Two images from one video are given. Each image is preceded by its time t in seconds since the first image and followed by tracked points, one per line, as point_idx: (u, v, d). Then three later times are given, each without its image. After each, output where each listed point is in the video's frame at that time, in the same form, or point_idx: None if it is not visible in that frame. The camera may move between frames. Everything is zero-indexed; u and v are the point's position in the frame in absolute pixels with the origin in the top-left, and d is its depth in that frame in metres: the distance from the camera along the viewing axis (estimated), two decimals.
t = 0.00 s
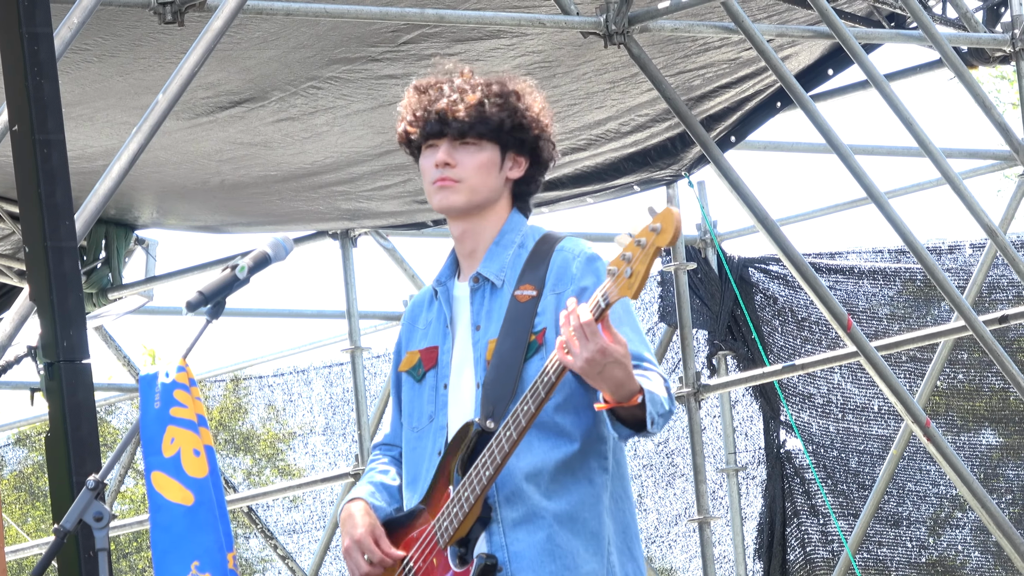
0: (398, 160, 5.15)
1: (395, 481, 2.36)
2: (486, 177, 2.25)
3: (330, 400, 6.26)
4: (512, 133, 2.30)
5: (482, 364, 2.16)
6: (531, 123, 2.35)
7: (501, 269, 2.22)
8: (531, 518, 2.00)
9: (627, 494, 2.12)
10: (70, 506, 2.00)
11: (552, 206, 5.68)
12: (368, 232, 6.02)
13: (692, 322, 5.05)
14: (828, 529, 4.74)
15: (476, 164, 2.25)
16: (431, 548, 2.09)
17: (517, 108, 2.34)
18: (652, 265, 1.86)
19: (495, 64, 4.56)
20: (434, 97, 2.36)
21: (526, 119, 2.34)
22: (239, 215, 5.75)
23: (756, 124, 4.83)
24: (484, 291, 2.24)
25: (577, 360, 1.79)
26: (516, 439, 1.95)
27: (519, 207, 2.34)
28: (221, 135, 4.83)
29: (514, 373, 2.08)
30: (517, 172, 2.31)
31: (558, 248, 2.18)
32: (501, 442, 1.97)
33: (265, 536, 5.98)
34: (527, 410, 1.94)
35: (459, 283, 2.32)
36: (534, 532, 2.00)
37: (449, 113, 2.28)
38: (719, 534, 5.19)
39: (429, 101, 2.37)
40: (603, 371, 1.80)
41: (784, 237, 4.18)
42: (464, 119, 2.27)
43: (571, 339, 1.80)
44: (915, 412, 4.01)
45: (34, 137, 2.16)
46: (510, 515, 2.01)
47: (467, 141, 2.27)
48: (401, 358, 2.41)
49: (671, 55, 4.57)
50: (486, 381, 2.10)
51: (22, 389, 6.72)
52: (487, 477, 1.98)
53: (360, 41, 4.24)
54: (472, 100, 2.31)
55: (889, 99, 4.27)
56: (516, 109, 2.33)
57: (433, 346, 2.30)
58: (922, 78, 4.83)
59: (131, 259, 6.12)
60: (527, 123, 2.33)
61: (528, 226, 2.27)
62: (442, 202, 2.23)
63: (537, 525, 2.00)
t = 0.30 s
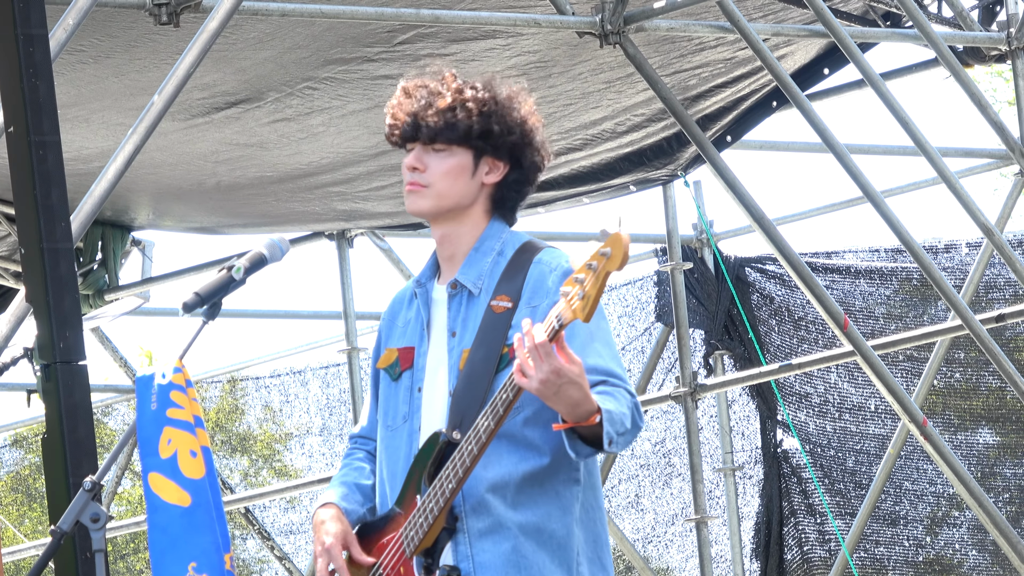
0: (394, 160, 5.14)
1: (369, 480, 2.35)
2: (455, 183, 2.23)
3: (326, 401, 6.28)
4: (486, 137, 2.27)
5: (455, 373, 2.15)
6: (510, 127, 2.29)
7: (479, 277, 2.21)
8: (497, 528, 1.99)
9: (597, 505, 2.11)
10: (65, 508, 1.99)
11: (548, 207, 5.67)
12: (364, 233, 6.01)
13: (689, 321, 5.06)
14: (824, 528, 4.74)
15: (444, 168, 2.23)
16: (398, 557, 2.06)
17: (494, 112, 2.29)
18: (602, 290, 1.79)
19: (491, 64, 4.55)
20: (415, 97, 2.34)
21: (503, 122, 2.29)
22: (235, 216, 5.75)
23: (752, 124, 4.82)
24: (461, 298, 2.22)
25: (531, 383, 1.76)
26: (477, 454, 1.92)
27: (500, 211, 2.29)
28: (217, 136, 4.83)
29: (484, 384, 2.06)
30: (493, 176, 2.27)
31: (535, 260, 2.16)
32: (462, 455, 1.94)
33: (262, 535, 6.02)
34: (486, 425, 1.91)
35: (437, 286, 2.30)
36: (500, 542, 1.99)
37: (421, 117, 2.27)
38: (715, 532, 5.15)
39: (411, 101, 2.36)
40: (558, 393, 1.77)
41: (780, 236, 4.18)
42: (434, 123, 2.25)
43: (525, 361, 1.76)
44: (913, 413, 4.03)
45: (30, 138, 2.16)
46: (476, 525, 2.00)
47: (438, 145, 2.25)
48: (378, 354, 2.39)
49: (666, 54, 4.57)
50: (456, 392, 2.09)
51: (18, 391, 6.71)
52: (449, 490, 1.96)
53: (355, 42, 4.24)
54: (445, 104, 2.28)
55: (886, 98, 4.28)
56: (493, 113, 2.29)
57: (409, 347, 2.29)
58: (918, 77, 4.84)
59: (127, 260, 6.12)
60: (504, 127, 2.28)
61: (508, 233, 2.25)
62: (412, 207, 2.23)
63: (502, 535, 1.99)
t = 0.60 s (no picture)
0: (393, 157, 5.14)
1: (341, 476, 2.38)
2: (434, 187, 2.27)
3: (325, 397, 6.26)
4: (469, 144, 2.29)
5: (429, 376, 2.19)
6: (493, 136, 2.32)
7: (457, 281, 2.25)
8: (465, 536, 2.05)
9: (567, 514, 2.17)
10: (65, 505, 1.99)
11: (547, 203, 5.67)
12: (363, 229, 6.00)
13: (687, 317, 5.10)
14: (823, 524, 4.75)
15: (424, 174, 2.27)
16: (369, 562, 2.12)
17: (479, 119, 2.32)
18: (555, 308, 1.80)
19: (489, 60, 4.54)
20: (405, 101, 2.38)
21: (487, 131, 2.31)
22: (234, 212, 5.74)
23: (750, 120, 4.81)
24: (439, 301, 2.26)
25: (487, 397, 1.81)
26: (440, 464, 1.99)
27: (481, 217, 2.33)
28: (216, 132, 4.83)
29: (457, 388, 2.11)
30: (474, 183, 2.30)
31: (514, 268, 2.21)
32: (426, 464, 2.01)
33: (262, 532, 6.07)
34: (448, 436, 1.97)
35: (417, 287, 2.35)
36: (467, 550, 2.04)
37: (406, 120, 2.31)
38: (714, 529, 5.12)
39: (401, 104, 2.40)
40: (514, 410, 1.82)
41: (779, 232, 4.18)
42: (417, 127, 2.29)
43: (482, 377, 1.81)
44: (912, 408, 4.00)
45: (29, 135, 2.15)
46: (444, 532, 2.06)
47: (420, 149, 2.29)
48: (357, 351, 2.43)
49: (664, 51, 4.58)
50: (428, 394, 2.13)
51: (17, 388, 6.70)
52: (415, 498, 2.02)
53: (354, 39, 4.24)
54: (430, 109, 2.31)
55: (883, 94, 4.28)
56: (478, 121, 2.32)
57: (388, 344, 2.33)
58: (916, 73, 4.84)
59: (126, 256, 6.11)
60: (487, 135, 2.31)
61: (490, 239, 2.30)
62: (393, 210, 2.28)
63: (470, 543, 2.05)
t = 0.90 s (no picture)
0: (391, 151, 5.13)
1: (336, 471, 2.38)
2: (417, 198, 2.27)
3: (325, 392, 6.22)
4: (448, 153, 2.29)
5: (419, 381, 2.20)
6: (473, 140, 2.31)
7: (448, 286, 2.25)
8: (450, 543, 2.05)
9: (553, 521, 2.16)
10: (65, 499, 1.99)
11: (545, 197, 5.66)
12: (362, 224, 6.00)
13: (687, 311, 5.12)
14: (823, 518, 4.74)
15: (406, 185, 2.27)
16: (355, 565, 2.11)
17: (456, 126, 2.31)
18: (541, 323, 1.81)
19: (487, 55, 4.53)
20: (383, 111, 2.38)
21: (465, 137, 2.31)
22: (233, 207, 5.74)
23: (749, 114, 4.83)
24: (429, 306, 2.26)
25: (473, 408, 1.80)
26: (426, 473, 1.99)
27: (470, 222, 2.34)
28: (214, 127, 4.82)
29: (445, 395, 2.11)
30: (457, 189, 2.30)
31: (505, 275, 2.20)
32: (412, 473, 2.01)
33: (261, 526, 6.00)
34: (434, 446, 1.97)
35: (407, 290, 2.35)
36: (452, 556, 2.04)
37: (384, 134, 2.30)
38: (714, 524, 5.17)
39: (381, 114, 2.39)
40: (498, 421, 1.81)
41: (777, 226, 4.17)
42: (396, 140, 2.28)
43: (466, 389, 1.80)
44: (912, 402, 4.01)
45: (27, 130, 2.15)
46: (430, 537, 2.06)
47: (401, 161, 2.29)
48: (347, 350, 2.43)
49: (663, 45, 4.57)
50: (417, 399, 2.13)
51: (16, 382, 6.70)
52: (401, 505, 2.02)
53: (352, 33, 4.23)
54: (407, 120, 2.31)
55: (883, 88, 4.27)
56: (456, 127, 2.31)
57: (377, 347, 2.33)
58: (916, 67, 4.83)
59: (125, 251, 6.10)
60: (465, 141, 2.30)
61: (482, 244, 2.31)
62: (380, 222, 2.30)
63: (455, 549, 2.04)
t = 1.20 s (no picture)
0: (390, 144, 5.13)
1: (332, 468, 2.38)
2: (408, 183, 2.29)
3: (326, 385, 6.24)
4: (438, 137, 2.32)
5: (415, 369, 2.20)
6: (462, 124, 2.35)
7: (439, 274, 2.26)
8: (456, 528, 2.05)
9: (553, 503, 2.18)
10: (65, 493, 1.99)
11: (545, 190, 5.66)
12: (362, 217, 5.97)
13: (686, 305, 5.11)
14: (822, 511, 4.74)
15: (397, 169, 2.29)
16: (358, 553, 2.12)
17: (445, 110, 2.35)
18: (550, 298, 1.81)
19: (487, 48, 4.52)
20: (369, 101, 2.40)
21: (454, 120, 2.34)
22: (232, 200, 5.73)
23: (749, 108, 4.81)
24: (421, 295, 2.27)
25: (485, 380, 1.80)
26: (432, 457, 1.99)
27: (460, 208, 2.35)
28: (214, 120, 4.82)
29: (444, 381, 2.11)
30: (447, 174, 2.32)
31: (497, 260, 2.21)
32: (418, 457, 2.01)
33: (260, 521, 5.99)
34: (440, 428, 1.97)
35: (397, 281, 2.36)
36: (459, 542, 2.04)
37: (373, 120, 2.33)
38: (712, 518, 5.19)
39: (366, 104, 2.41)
40: (506, 396, 1.82)
41: (777, 220, 4.18)
42: (386, 126, 2.31)
43: (477, 362, 1.80)
44: (911, 396, 4.01)
45: (27, 123, 2.15)
46: (435, 524, 2.06)
47: (391, 147, 2.31)
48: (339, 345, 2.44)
49: (663, 38, 4.57)
50: (415, 387, 2.13)
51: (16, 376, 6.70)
52: (406, 490, 2.02)
53: (352, 26, 4.23)
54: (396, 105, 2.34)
55: (882, 82, 4.27)
56: (444, 112, 2.34)
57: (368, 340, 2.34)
58: (915, 61, 4.83)
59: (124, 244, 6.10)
60: (455, 125, 2.33)
61: (470, 231, 2.31)
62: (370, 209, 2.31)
63: (462, 534, 2.05)
